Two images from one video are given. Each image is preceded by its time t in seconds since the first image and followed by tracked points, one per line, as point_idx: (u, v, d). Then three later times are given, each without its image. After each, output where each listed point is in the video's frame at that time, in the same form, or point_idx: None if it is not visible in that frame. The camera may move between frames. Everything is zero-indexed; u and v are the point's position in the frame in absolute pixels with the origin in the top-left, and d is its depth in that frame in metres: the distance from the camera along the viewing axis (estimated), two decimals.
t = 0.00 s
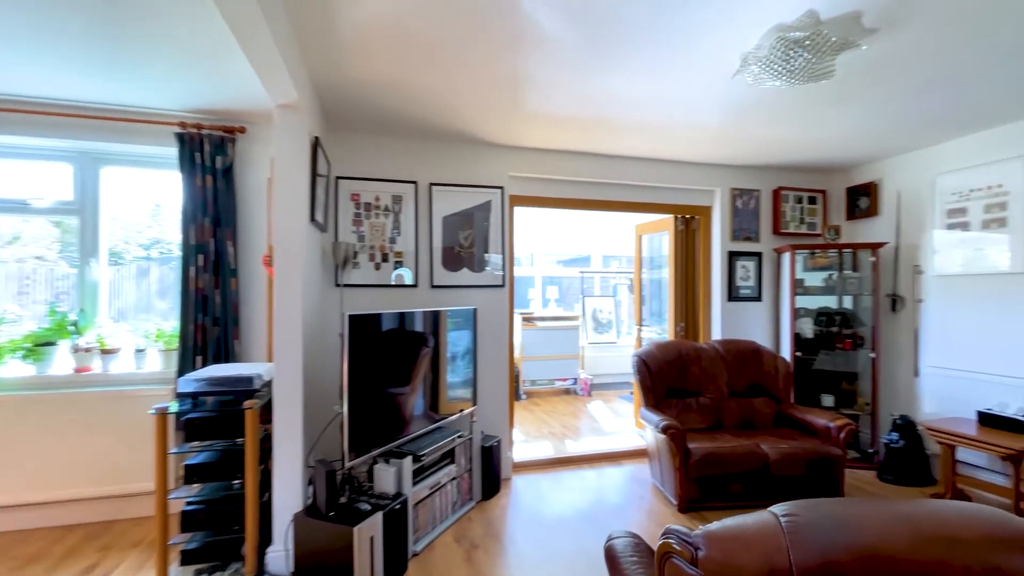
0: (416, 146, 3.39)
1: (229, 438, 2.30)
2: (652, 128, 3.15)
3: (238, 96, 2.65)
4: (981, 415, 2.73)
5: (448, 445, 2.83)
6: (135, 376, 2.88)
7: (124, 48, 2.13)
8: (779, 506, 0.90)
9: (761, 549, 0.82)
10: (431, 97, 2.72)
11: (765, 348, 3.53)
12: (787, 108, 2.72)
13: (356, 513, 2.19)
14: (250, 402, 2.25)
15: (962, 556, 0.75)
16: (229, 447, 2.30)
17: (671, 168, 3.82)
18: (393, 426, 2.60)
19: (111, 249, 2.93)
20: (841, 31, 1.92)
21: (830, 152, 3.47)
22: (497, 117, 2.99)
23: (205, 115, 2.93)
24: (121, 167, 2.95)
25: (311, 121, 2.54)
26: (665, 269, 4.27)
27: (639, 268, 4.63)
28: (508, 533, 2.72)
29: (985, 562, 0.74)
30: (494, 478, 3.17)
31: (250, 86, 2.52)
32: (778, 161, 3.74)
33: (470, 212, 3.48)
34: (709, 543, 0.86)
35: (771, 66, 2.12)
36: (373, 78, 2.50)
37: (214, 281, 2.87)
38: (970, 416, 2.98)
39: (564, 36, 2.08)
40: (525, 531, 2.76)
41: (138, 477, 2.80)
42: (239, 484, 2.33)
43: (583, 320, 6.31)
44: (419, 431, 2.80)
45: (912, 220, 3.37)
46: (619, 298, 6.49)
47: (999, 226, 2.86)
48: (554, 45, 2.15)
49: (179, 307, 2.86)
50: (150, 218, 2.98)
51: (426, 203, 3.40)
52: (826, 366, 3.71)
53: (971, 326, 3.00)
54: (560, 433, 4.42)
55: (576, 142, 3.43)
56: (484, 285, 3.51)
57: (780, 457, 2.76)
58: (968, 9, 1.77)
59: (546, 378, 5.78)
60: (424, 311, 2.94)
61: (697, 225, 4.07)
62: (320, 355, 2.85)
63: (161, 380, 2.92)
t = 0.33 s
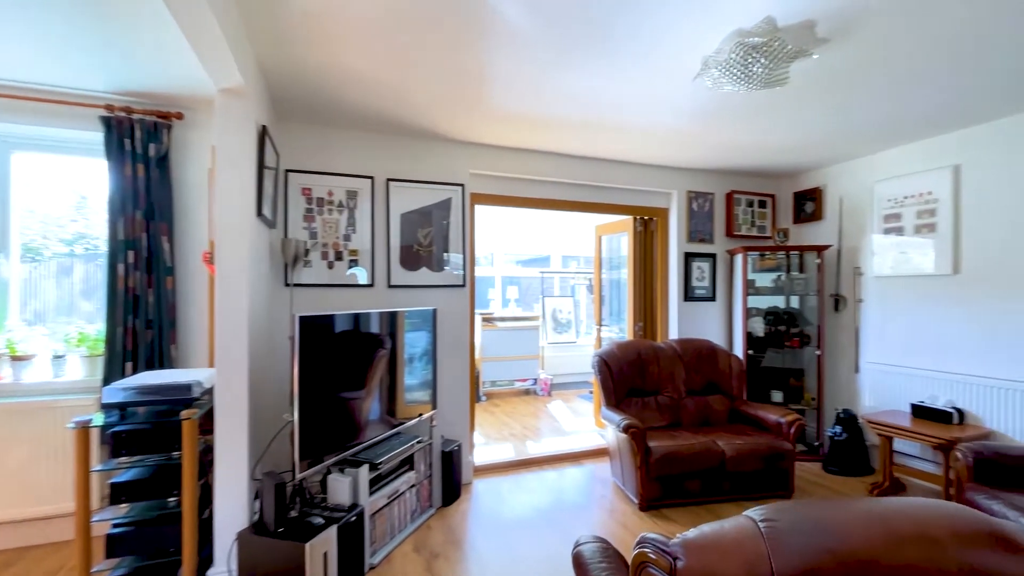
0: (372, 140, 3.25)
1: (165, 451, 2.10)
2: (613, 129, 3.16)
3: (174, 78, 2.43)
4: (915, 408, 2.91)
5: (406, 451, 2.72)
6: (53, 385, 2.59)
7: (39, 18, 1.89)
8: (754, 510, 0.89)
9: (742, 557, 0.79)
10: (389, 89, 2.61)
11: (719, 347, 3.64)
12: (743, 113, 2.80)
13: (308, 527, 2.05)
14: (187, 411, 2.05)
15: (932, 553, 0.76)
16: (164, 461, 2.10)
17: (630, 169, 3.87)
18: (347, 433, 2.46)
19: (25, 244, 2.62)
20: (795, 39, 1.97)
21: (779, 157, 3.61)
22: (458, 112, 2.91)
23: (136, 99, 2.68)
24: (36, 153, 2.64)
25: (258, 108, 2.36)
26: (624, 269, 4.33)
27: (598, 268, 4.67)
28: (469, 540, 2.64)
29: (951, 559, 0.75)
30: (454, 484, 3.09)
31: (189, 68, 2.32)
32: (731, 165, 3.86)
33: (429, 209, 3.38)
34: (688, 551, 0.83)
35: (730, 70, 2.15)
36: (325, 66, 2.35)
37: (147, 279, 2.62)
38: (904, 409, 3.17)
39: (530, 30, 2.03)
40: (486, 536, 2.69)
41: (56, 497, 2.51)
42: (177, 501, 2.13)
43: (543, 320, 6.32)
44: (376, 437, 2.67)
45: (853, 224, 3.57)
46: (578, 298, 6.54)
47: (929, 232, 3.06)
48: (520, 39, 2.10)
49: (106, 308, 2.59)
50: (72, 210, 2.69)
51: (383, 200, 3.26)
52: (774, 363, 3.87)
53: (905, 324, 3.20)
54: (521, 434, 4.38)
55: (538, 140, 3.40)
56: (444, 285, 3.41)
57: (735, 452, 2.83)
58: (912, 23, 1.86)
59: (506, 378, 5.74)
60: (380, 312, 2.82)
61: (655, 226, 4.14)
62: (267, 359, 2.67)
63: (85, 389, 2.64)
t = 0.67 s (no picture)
0: (334, 134, 3.11)
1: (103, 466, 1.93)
2: (582, 130, 3.16)
3: (113, 60, 2.23)
4: (865, 404, 3.05)
5: (370, 459, 2.61)
6: None
7: None
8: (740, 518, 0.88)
9: (733, 566, 0.76)
10: (352, 81, 2.50)
11: (684, 347, 3.70)
12: (708, 117, 2.85)
13: (264, 545, 1.92)
14: (126, 423, 1.88)
15: (919, 555, 0.75)
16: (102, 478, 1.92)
17: (597, 171, 3.89)
18: (306, 442, 2.33)
19: None
20: (761, 46, 2.01)
21: (740, 162, 3.72)
22: (425, 107, 2.82)
23: (69, 81, 2.45)
24: None
25: (208, 95, 2.20)
26: (590, 270, 4.35)
27: (565, 269, 4.67)
28: (436, 549, 2.56)
29: (937, 561, 0.75)
30: (420, 491, 2.99)
31: (131, 49, 2.13)
32: (695, 169, 3.95)
33: (394, 208, 3.27)
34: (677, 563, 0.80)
35: (699, 75, 2.17)
36: (284, 54, 2.22)
37: (80, 279, 2.39)
38: (855, 405, 3.32)
39: (501, 25, 1.98)
40: (454, 543, 2.62)
41: None
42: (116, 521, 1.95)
43: (509, 321, 6.28)
44: (337, 444, 2.55)
45: (808, 228, 3.72)
46: (544, 299, 6.54)
47: (878, 236, 3.22)
48: (490, 33, 2.04)
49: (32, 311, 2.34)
50: None
51: (345, 197, 3.13)
52: (734, 362, 3.98)
53: (856, 324, 3.35)
54: (487, 437, 4.32)
55: (506, 139, 3.36)
56: (409, 285, 3.31)
57: (701, 451, 2.88)
58: (871, 35, 1.93)
59: (472, 380, 5.66)
60: (341, 313, 2.70)
61: (621, 228, 4.17)
62: (218, 365, 2.50)
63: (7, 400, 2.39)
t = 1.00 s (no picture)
0: (295, 128, 2.97)
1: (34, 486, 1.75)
2: (553, 130, 3.15)
3: (46, 39, 2.03)
4: (822, 400, 3.18)
5: (334, 468, 2.49)
6: None
7: None
8: (728, 526, 0.87)
9: None
10: (316, 71, 2.38)
11: (651, 348, 3.75)
12: (677, 121, 2.90)
13: (218, 567, 1.78)
14: (59, 437, 1.70)
15: (910, 562, 0.76)
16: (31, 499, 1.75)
17: (566, 172, 3.90)
18: (264, 452, 2.20)
19: None
20: (731, 52, 2.04)
21: (705, 166, 3.80)
22: (393, 101, 2.74)
23: None
24: None
25: (155, 81, 2.04)
26: (559, 271, 4.34)
27: (534, 269, 4.65)
28: (404, 558, 2.48)
29: (930, 567, 0.75)
30: (387, 500, 2.89)
31: (67, 28, 1.95)
32: (661, 172, 4.02)
33: (358, 205, 3.14)
34: None
35: (669, 79, 2.19)
36: (242, 40, 2.09)
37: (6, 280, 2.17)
38: (812, 401, 3.45)
39: (475, 20, 1.93)
40: (423, 552, 2.54)
41: None
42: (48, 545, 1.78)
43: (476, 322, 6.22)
44: (298, 453, 2.43)
45: (768, 231, 3.85)
46: (511, 299, 6.52)
47: (833, 240, 3.36)
48: (463, 27, 1.99)
49: None
50: None
51: (306, 193, 2.99)
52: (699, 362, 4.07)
53: (813, 323, 3.49)
54: (455, 440, 4.24)
55: (476, 137, 3.30)
56: (375, 286, 3.20)
57: (669, 450, 2.91)
58: (834, 45, 1.99)
59: (438, 383, 5.56)
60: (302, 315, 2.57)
61: (590, 229, 4.19)
62: (166, 373, 2.32)
63: None
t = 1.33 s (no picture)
0: (257, 120, 2.82)
1: None
2: (526, 129, 3.12)
3: None
4: (786, 398, 3.28)
5: (299, 477, 2.37)
6: None
7: None
8: (719, 534, 0.86)
9: None
10: (280, 61, 2.27)
11: (622, 348, 3.78)
12: (649, 123, 2.92)
13: None
14: None
15: (901, 566, 0.75)
16: None
17: (538, 172, 3.88)
18: (221, 462, 2.07)
19: None
20: (705, 56, 2.06)
21: (674, 169, 3.87)
22: (363, 95, 2.64)
23: None
24: None
25: (99, 63, 1.87)
26: (531, 271, 4.32)
27: (505, 270, 4.60)
28: (374, 569, 2.38)
29: (922, 570, 0.75)
30: (355, 509, 2.78)
31: None
32: (631, 175, 4.06)
33: (324, 203, 3.02)
34: None
35: (645, 81, 2.19)
36: (200, 25, 1.96)
37: None
38: (775, 399, 3.56)
39: (451, 14, 1.88)
40: (394, 561, 2.45)
41: None
42: None
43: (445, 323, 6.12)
44: (260, 463, 2.29)
45: (734, 233, 3.95)
46: (481, 300, 6.45)
47: (796, 243, 3.47)
48: (440, 20, 1.93)
49: None
50: None
51: (268, 189, 2.84)
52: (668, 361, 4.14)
53: (776, 323, 3.60)
54: (425, 445, 4.15)
55: (447, 134, 3.24)
56: (342, 287, 3.08)
57: (641, 450, 2.93)
58: (803, 52, 2.04)
59: (407, 385, 5.44)
60: (263, 317, 2.43)
61: (561, 230, 4.18)
62: (112, 381, 2.15)
63: None
